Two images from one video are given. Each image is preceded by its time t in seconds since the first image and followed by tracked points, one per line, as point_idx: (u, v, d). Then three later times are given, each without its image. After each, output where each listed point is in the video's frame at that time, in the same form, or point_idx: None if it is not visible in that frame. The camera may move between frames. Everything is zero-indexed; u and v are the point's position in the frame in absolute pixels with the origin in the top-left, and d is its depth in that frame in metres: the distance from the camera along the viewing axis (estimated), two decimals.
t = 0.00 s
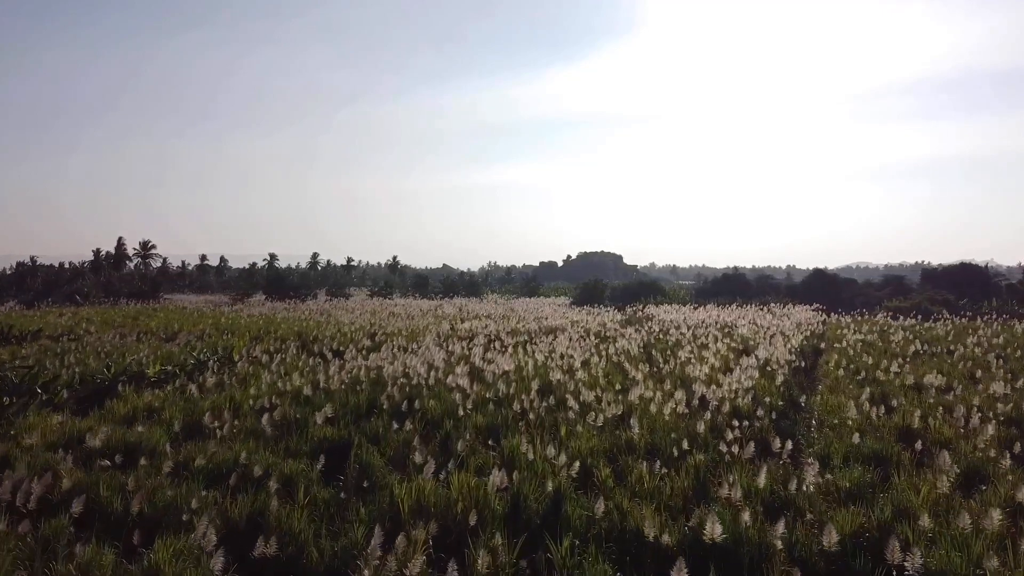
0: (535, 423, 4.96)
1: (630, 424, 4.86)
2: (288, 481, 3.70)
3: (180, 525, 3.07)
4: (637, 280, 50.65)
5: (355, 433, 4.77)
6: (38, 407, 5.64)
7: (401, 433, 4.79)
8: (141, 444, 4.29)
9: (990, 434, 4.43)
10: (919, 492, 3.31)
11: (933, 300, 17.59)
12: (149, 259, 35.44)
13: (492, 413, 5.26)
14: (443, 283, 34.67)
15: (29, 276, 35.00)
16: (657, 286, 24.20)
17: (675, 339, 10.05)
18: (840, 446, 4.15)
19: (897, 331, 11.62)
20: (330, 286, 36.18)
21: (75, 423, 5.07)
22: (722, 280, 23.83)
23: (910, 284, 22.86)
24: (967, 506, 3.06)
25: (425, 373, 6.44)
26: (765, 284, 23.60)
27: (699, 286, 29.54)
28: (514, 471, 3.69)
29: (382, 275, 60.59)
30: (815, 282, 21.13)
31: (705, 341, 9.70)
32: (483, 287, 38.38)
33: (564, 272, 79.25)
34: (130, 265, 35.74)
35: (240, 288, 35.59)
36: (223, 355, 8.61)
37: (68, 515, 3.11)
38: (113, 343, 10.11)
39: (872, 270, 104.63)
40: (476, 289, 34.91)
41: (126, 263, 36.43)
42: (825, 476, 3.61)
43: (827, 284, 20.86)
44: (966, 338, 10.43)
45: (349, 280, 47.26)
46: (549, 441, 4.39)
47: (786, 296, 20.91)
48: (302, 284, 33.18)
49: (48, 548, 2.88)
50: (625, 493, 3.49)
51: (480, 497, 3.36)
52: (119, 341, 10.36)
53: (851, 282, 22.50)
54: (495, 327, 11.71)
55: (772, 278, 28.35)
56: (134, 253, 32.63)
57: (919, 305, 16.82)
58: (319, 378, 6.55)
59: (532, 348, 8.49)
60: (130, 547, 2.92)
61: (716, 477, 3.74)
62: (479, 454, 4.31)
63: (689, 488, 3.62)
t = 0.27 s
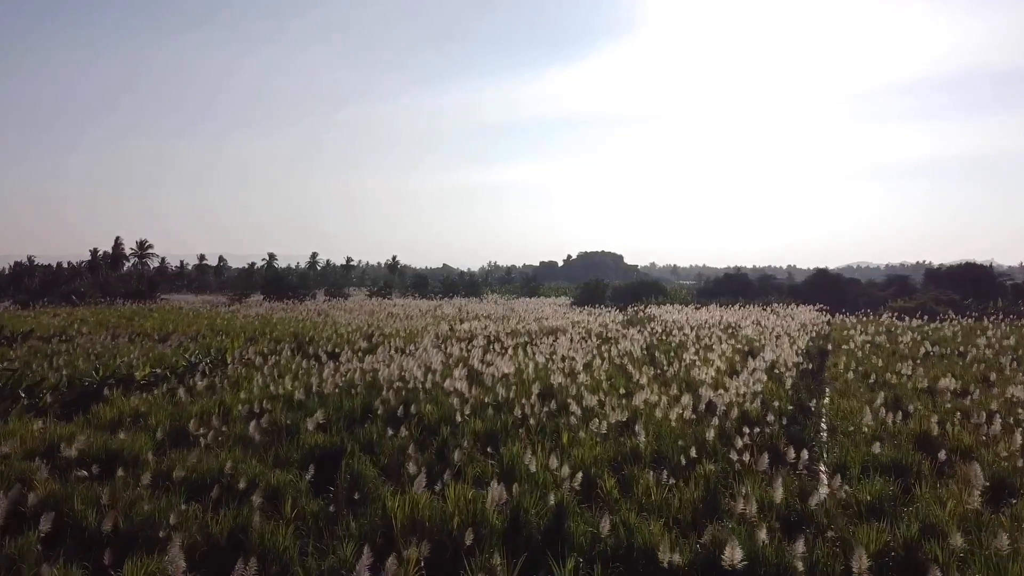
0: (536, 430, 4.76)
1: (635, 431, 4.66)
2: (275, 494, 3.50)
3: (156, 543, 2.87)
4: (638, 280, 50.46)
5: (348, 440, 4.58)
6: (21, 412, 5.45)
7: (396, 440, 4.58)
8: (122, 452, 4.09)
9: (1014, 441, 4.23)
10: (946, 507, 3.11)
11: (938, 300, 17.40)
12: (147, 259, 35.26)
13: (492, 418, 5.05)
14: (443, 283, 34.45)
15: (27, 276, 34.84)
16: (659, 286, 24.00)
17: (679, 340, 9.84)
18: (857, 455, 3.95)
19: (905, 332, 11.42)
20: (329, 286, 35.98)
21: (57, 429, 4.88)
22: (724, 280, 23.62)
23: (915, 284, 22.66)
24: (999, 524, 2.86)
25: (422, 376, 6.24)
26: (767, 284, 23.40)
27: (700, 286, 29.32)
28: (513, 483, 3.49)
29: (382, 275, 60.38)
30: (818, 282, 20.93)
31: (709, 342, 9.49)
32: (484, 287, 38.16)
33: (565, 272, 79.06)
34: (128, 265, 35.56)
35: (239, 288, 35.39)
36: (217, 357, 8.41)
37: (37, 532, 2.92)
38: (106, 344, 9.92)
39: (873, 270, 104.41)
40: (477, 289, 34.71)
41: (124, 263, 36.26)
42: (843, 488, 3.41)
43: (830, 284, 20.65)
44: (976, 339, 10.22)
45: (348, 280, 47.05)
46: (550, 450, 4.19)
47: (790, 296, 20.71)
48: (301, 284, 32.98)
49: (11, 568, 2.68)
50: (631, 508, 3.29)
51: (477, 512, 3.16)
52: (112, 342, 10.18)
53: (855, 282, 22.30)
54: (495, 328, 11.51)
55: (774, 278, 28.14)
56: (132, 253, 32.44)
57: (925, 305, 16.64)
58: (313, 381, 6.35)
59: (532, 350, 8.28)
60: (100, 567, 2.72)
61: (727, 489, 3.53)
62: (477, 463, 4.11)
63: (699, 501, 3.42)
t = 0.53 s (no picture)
0: (535, 439, 4.57)
1: (640, 438, 4.46)
2: (259, 510, 3.29)
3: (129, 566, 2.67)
4: (639, 280, 50.26)
5: (340, 448, 4.38)
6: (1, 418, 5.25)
7: (391, 448, 4.39)
8: (101, 462, 3.88)
9: None
10: (977, 524, 2.90)
11: (943, 301, 17.22)
12: (144, 259, 35.07)
13: (490, 425, 4.85)
14: (443, 283, 34.25)
15: (24, 275, 34.70)
16: (659, 286, 23.81)
17: (682, 342, 9.64)
18: (876, 464, 3.74)
19: (912, 333, 11.22)
20: (328, 286, 35.80)
21: (38, 435, 4.68)
22: (726, 280, 23.41)
23: (918, 284, 22.48)
24: None
25: (419, 379, 6.05)
26: (769, 284, 23.21)
27: (702, 286, 29.12)
28: (513, 497, 3.29)
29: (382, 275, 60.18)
30: (821, 282, 20.74)
31: (714, 343, 9.29)
32: (484, 288, 37.95)
33: (565, 272, 78.89)
34: (126, 265, 35.40)
35: (237, 288, 35.20)
36: (209, 359, 8.22)
37: None
38: (98, 345, 9.73)
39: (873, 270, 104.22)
40: (476, 289, 34.53)
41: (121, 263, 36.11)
42: (866, 502, 3.20)
43: (833, 284, 20.47)
44: (985, 340, 10.03)
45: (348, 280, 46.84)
46: (553, 462, 3.99)
47: (792, 297, 20.53)
48: (300, 284, 32.79)
49: None
50: (639, 525, 3.08)
51: (474, 529, 2.96)
52: (104, 343, 9.99)
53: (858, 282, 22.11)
54: (494, 329, 11.31)
55: (775, 278, 27.96)
56: (130, 253, 32.23)
57: (930, 305, 16.48)
58: (306, 385, 6.15)
59: (533, 351, 8.08)
60: None
61: (740, 504, 3.32)
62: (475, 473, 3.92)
63: (711, 517, 3.21)
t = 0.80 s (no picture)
0: (536, 448, 4.37)
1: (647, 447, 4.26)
2: (243, 527, 3.09)
3: None
4: (640, 280, 50.06)
5: (332, 457, 4.18)
6: None
7: (385, 458, 4.18)
8: (78, 473, 3.68)
9: None
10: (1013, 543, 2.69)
11: (948, 301, 17.03)
12: (142, 259, 34.88)
13: (489, 431, 4.65)
14: (443, 283, 34.04)
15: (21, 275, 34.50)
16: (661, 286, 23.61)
17: (685, 344, 9.44)
18: (897, 475, 3.53)
19: (919, 334, 11.03)
20: (327, 286, 35.59)
21: (16, 443, 4.48)
22: (728, 280, 23.20)
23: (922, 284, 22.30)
24: None
25: (416, 382, 5.84)
26: (772, 284, 23.02)
27: (704, 287, 28.89)
28: (513, 513, 3.08)
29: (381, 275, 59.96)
30: (824, 282, 20.56)
31: (718, 346, 9.09)
32: (484, 288, 37.75)
33: (565, 272, 78.70)
34: (124, 265, 35.21)
35: (236, 288, 35.00)
36: (202, 362, 8.02)
37: None
38: (89, 347, 9.54)
39: (874, 270, 104.02)
40: (476, 289, 34.33)
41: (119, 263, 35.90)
42: (889, 517, 3.00)
43: (837, 284, 20.28)
44: (995, 341, 9.83)
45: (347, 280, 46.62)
46: (555, 474, 3.79)
47: (795, 297, 20.34)
48: (298, 284, 32.59)
49: None
50: (647, 544, 2.88)
51: (471, 549, 2.75)
52: (96, 345, 9.79)
53: (861, 282, 21.92)
54: (494, 330, 11.10)
55: (778, 278, 27.76)
56: (127, 253, 32.02)
57: (935, 305, 16.32)
58: (299, 389, 5.95)
59: (533, 354, 7.86)
60: None
61: (755, 520, 3.12)
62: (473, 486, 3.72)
63: (725, 533, 3.01)
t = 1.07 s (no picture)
0: (538, 458, 4.16)
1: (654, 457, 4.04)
2: (225, 546, 2.90)
3: None
4: (641, 279, 49.81)
5: (322, 467, 3.97)
6: None
7: (378, 468, 3.98)
8: (53, 485, 3.48)
9: None
10: None
11: (954, 301, 16.84)
12: (140, 259, 34.67)
13: (488, 439, 4.44)
14: (443, 283, 33.86)
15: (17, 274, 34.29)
16: (663, 286, 23.40)
17: (690, 345, 9.23)
18: (920, 487, 3.33)
19: (927, 335, 10.83)
20: (326, 286, 35.37)
21: None
22: (731, 280, 22.97)
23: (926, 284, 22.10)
24: None
25: (412, 386, 5.64)
26: (774, 283, 22.82)
27: (706, 286, 28.58)
28: (513, 533, 2.89)
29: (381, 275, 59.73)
30: (828, 282, 20.36)
31: (723, 347, 8.88)
32: (484, 288, 37.54)
33: (565, 271, 78.50)
34: (122, 264, 35.01)
35: (234, 287, 34.79)
36: (194, 364, 7.82)
37: None
38: (79, 348, 9.34)
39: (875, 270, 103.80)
40: (476, 289, 34.13)
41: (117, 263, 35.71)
42: (916, 536, 2.79)
43: (840, 283, 20.08)
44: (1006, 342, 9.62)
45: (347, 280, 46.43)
46: (558, 488, 3.59)
47: (798, 297, 20.14)
48: (297, 284, 32.39)
49: None
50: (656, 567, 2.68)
51: (467, 571, 2.55)
52: (87, 346, 9.59)
53: (865, 281, 21.73)
54: (494, 331, 10.89)
55: (779, 278, 27.55)
56: (124, 253, 31.81)
57: (941, 305, 16.16)
58: (292, 393, 5.75)
59: (534, 356, 7.64)
60: None
61: (772, 538, 2.92)
62: (470, 502, 3.52)
63: (740, 553, 2.80)
